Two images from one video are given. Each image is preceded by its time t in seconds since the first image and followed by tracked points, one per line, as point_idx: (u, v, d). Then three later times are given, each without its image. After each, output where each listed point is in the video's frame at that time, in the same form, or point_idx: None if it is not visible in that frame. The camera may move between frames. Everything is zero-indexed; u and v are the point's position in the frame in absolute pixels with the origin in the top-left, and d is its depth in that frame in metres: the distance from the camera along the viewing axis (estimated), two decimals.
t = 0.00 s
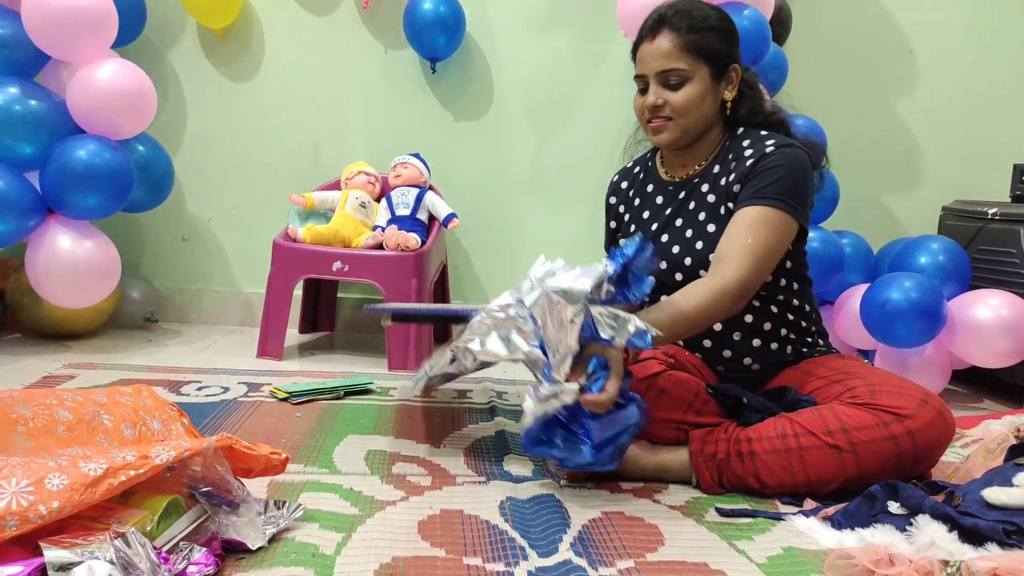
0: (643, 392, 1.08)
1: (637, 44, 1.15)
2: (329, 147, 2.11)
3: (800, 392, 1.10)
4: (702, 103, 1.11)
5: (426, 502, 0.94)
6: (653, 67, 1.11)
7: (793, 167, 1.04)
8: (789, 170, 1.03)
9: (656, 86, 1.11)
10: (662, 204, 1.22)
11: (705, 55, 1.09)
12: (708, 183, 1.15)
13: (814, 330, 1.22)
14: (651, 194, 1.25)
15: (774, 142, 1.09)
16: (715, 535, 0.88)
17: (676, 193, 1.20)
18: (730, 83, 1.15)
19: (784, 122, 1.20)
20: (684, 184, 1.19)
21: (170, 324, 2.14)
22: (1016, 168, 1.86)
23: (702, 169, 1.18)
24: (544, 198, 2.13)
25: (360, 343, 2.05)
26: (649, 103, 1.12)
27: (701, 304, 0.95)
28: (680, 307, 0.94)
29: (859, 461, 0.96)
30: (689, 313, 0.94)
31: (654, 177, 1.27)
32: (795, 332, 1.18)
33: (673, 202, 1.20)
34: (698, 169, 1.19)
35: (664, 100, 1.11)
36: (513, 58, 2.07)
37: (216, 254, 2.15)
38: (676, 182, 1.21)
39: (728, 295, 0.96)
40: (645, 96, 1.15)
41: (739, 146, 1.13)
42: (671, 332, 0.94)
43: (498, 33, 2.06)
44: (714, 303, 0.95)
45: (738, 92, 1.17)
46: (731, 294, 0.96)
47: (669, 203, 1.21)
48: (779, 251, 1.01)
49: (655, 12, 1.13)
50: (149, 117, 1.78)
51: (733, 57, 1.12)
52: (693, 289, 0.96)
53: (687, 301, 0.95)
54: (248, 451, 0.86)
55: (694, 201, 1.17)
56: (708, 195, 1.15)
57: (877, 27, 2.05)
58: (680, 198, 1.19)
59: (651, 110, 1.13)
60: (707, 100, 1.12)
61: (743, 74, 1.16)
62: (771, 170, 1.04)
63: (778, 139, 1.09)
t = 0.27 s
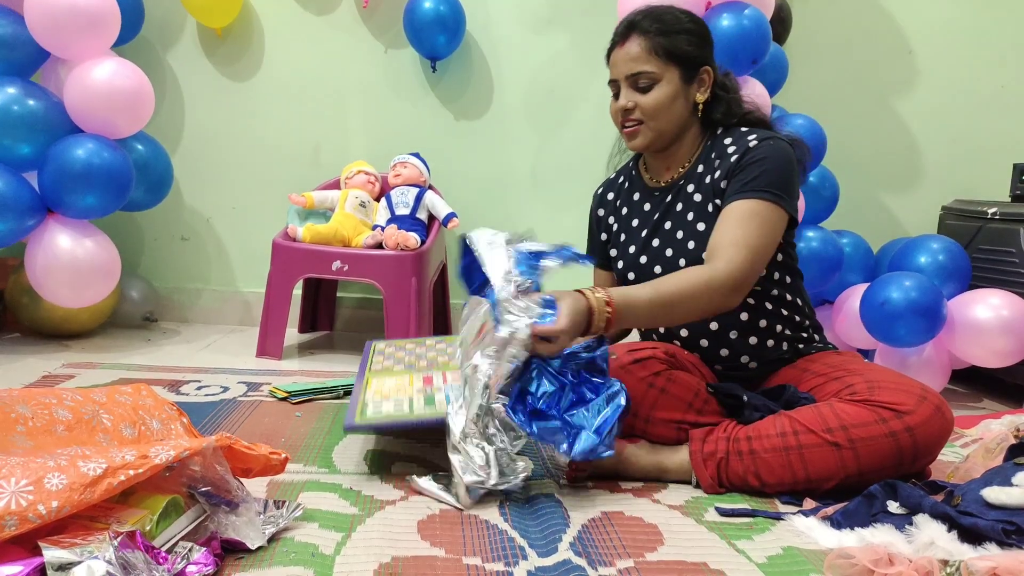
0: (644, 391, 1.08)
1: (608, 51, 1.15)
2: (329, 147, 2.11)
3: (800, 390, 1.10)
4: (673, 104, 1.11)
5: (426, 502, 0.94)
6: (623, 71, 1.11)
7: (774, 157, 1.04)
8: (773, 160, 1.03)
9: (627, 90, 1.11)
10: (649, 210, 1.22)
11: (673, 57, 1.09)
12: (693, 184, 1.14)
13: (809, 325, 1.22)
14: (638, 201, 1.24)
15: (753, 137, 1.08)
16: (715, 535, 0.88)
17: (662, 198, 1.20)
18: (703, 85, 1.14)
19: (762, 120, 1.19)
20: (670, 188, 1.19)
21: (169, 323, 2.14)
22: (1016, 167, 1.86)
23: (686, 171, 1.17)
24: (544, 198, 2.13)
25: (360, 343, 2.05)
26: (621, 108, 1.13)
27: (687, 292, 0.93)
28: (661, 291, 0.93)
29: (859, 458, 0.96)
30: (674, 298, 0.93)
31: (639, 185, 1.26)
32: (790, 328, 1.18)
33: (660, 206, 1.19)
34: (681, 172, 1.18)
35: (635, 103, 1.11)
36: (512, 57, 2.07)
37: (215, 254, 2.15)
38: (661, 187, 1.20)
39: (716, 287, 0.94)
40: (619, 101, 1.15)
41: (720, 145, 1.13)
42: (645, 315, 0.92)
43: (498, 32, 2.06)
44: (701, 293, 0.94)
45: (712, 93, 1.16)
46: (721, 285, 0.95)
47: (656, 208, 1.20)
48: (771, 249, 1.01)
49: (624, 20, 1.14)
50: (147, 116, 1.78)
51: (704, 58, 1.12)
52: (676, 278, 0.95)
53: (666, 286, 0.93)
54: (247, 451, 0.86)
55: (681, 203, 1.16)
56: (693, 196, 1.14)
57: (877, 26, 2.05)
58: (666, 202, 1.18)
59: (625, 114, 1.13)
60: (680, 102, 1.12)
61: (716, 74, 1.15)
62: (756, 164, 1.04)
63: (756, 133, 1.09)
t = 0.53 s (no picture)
0: (644, 391, 1.09)
1: (586, 57, 1.15)
2: (329, 147, 2.11)
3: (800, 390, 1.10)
4: (652, 108, 1.10)
5: (426, 502, 0.94)
6: (601, 76, 1.11)
7: (752, 156, 1.03)
8: (753, 158, 1.03)
9: (606, 95, 1.11)
10: (635, 216, 1.21)
11: (650, 60, 1.09)
12: (677, 188, 1.14)
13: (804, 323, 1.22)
14: (624, 208, 1.24)
15: (731, 138, 1.08)
16: (715, 535, 0.88)
17: (647, 204, 1.19)
18: (681, 88, 1.14)
19: (742, 120, 1.19)
20: (655, 193, 1.18)
21: (169, 323, 2.14)
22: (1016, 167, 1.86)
23: (669, 175, 1.17)
24: (544, 198, 2.13)
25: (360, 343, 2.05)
26: (601, 113, 1.12)
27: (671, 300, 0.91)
28: (643, 305, 0.90)
29: (859, 457, 0.96)
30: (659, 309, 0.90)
31: (625, 192, 1.26)
32: (784, 328, 1.17)
33: (646, 211, 1.19)
34: (665, 176, 1.18)
35: (614, 108, 1.10)
36: (512, 57, 2.07)
37: (215, 254, 2.15)
38: (645, 193, 1.20)
39: (697, 287, 0.92)
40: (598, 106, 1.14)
41: (701, 147, 1.12)
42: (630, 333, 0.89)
43: (498, 32, 2.06)
44: (683, 296, 0.91)
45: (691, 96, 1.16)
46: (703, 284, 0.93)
47: (641, 214, 1.20)
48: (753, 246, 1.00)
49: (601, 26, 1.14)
50: (145, 115, 1.78)
51: (682, 61, 1.12)
52: (653, 285, 0.92)
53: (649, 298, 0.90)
54: (248, 451, 0.86)
55: (666, 207, 1.16)
56: (677, 200, 1.14)
57: (877, 26, 2.05)
58: (651, 207, 1.18)
59: (605, 119, 1.12)
60: (659, 106, 1.11)
61: (694, 77, 1.15)
62: (734, 164, 1.04)
63: (735, 133, 1.09)
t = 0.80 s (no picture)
0: (644, 392, 1.09)
1: (576, 61, 1.14)
2: (329, 148, 2.11)
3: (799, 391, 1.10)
4: (641, 113, 1.10)
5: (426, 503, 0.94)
6: (590, 81, 1.10)
7: (728, 169, 1.02)
8: (734, 168, 1.02)
9: (595, 100, 1.10)
10: (625, 223, 1.22)
11: (640, 66, 1.08)
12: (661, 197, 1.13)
13: (801, 323, 1.21)
14: (614, 214, 1.25)
15: (711, 147, 1.07)
16: (715, 535, 0.88)
17: (635, 211, 1.19)
18: (670, 94, 1.13)
19: (730, 124, 1.17)
20: (643, 201, 1.18)
21: (170, 324, 2.14)
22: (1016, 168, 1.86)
23: (655, 183, 1.16)
24: (544, 199, 2.13)
25: (360, 343, 2.05)
26: (590, 118, 1.11)
27: (636, 318, 0.92)
28: (607, 328, 0.91)
29: (859, 458, 0.96)
30: (622, 330, 0.92)
31: (615, 198, 1.26)
32: (781, 330, 1.17)
33: (634, 219, 1.19)
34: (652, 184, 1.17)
35: (602, 114, 1.10)
36: (512, 58, 2.07)
37: (216, 255, 2.16)
38: (634, 200, 1.20)
39: (664, 302, 0.93)
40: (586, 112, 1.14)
41: (684, 154, 1.11)
42: (597, 359, 0.91)
43: (498, 33, 2.06)
44: (648, 314, 0.92)
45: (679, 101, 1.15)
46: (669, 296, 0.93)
47: (629, 222, 1.20)
48: (729, 250, 0.99)
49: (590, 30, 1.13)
50: (145, 115, 1.78)
51: (671, 67, 1.11)
52: (617, 307, 0.93)
53: (612, 322, 0.92)
54: (248, 452, 0.86)
55: (652, 216, 1.15)
56: (662, 209, 1.13)
57: (877, 28, 2.05)
58: (639, 215, 1.18)
59: (592, 125, 1.12)
60: (648, 112, 1.11)
61: (681, 81, 1.14)
62: (712, 175, 1.02)
63: (716, 142, 1.07)
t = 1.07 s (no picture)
0: (644, 391, 1.09)
1: (571, 62, 1.15)
2: (329, 147, 2.11)
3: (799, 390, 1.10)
4: (634, 115, 1.10)
5: (426, 501, 0.94)
6: (583, 82, 1.10)
7: (714, 171, 1.02)
8: (722, 169, 1.02)
9: (589, 101, 1.10)
10: (619, 225, 1.21)
11: (633, 67, 1.08)
12: (654, 198, 1.13)
13: (799, 321, 1.20)
14: (609, 215, 1.25)
15: (700, 150, 1.06)
16: (715, 534, 0.88)
17: (628, 213, 1.19)
18: (665, 96, 1.13)
19: (726, 125, 1.17)
20: (636, 203, 1.18)
21: (169, 323, 2.14)
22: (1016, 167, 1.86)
23: (648, 184, 1.15)
24: (544, 197, 2.13)
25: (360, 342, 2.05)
26: (582, 119, 1.11)
27: (605, 320, 0.96)
28: (575, 327, 0.96)
29: (859, 455, 0.96)
30: (591, 331, 0.96)
31: (610, 199, 1.26)
32: (778, 328, 1.16)
33: (628, 220, 1.19)
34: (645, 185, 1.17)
35: (595, 115, 1.10)
36: (512, 56, 2.07)
37: (215, 253, 2.15)
38: (628, 201, 1.20)
39: (635, 305, 0.96)
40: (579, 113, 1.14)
41: (675, 154, 1.11)
42: (563, 356, 0.97)
43: (498, 32, 2.06)
44: (618, 316, 0.96)
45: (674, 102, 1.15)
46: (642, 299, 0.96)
47: (622, 223, 1.20)
48: (711, 252, 1.00)
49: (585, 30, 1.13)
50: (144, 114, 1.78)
51: (665, 68, 1.11)
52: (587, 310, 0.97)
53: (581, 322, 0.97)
54: (247, 450, 0.86)
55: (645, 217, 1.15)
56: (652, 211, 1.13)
57: (877, 26, 2.05)
58: (632, 217, 1.18)
59: (585, 126, 1.12)
60: (641, 113, 1.11)
61: (676, 82, 1.14)
62: (700, 176, 1.02)
63: (706, 145, 1.07)
